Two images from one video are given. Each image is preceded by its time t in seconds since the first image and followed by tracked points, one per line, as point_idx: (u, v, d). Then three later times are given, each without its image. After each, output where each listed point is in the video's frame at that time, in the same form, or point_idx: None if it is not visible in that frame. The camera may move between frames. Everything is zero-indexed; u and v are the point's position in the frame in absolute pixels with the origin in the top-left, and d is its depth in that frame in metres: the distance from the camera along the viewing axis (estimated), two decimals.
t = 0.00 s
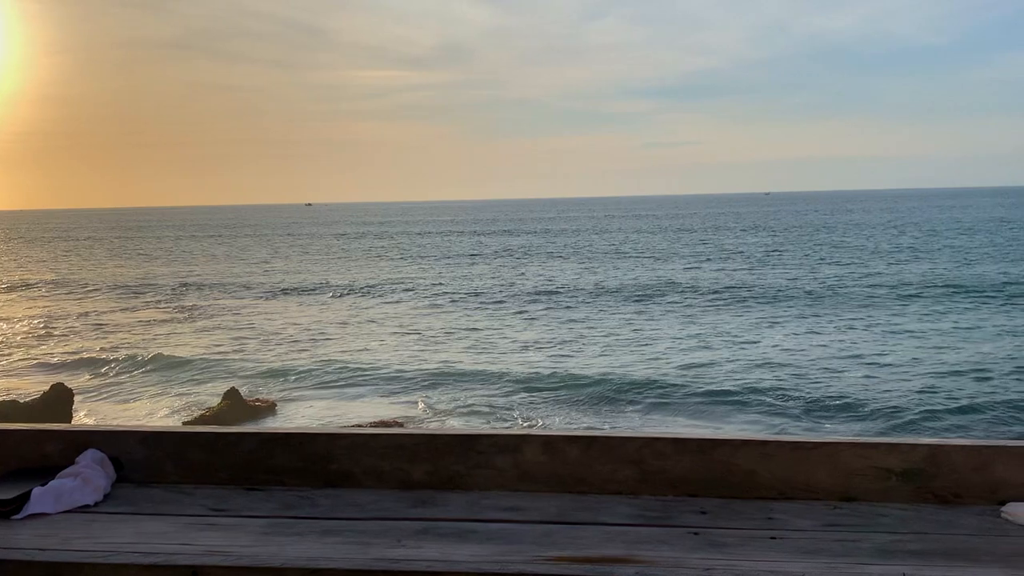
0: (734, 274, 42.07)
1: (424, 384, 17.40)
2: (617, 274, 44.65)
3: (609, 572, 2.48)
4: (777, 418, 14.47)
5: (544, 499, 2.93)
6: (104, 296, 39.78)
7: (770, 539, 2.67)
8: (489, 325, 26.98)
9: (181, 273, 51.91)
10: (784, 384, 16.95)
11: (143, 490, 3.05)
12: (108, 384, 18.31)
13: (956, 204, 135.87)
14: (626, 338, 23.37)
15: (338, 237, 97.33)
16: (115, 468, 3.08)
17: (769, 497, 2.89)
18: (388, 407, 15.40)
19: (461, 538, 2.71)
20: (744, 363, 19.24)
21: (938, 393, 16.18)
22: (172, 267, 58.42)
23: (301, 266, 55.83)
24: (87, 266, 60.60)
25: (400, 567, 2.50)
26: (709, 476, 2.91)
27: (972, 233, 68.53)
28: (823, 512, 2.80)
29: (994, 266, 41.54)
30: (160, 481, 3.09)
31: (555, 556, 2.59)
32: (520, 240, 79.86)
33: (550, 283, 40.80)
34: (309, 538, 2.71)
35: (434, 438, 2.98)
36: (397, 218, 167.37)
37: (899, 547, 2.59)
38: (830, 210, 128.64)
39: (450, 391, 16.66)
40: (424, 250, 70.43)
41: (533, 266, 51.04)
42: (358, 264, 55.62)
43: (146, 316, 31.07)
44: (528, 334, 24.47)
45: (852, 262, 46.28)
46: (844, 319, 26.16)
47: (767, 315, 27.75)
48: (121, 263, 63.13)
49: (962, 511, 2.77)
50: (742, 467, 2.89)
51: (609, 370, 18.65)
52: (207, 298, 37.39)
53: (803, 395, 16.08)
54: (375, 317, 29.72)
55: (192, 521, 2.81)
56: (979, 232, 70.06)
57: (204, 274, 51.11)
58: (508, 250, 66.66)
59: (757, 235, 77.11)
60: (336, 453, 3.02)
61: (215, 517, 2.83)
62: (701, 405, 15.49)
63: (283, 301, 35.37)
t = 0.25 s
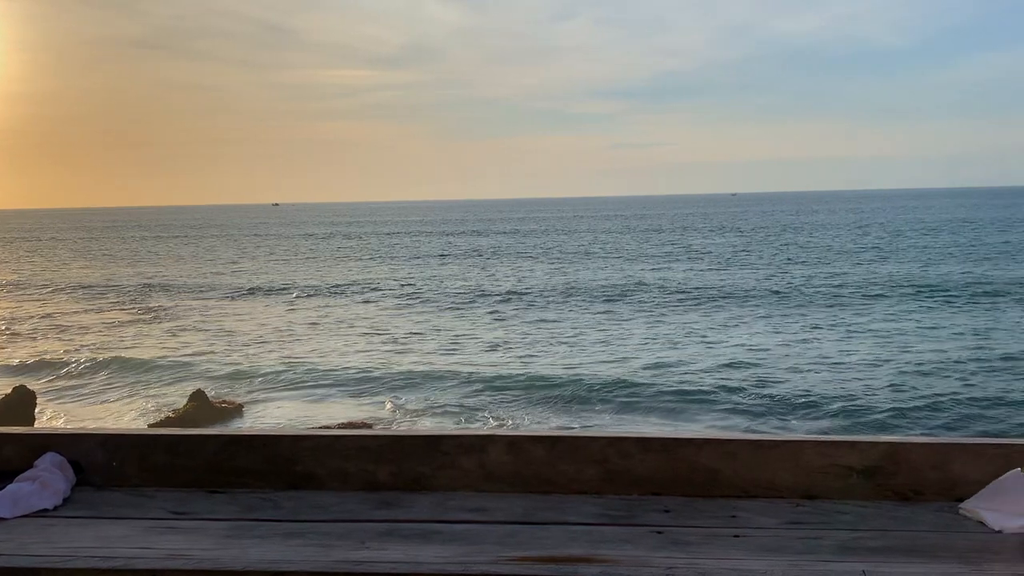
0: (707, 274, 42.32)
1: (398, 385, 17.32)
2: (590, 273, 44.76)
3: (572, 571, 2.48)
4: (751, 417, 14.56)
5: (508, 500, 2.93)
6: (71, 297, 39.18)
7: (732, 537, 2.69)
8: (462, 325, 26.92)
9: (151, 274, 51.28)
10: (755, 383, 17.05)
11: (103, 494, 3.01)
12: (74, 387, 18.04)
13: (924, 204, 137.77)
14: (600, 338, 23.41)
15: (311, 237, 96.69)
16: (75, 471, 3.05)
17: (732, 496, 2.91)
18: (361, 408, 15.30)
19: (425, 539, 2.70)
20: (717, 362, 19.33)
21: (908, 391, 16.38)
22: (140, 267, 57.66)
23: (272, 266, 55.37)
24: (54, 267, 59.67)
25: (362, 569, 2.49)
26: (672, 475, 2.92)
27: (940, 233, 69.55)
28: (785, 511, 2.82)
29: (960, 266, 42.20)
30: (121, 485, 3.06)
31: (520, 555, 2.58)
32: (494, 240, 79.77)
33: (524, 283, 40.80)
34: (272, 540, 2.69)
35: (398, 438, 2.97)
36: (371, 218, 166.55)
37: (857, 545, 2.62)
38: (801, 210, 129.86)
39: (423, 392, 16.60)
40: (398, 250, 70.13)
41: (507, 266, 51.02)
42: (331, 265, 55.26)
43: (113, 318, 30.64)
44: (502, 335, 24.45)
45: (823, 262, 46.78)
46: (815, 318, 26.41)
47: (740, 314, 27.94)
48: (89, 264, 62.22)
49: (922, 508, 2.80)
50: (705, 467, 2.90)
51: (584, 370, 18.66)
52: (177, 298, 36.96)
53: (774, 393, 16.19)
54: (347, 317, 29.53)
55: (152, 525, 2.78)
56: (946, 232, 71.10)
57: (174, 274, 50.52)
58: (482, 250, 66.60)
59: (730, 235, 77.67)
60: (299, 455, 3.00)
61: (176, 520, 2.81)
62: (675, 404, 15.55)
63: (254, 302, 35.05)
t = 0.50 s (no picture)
0: (684, 274, 42.54)
1: (374, 386, 17.25)
2: (568, 274, 44.84)
3: (540, 571, 2.48)
4: (729, 416, 14.66)
5: (477, 501, 2.93)
6: (42, 299, 38.65)
7: (700, 536, 2.70)
8: (439, 326, 26.87)
9: (123, 275, 50.70)
10: (731, 382, 17.15)
11: (68, 497, 2.98)
12: (43, 390, 17.80)
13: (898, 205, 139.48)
14: (579, 338, 23.44)
15: (288, 237, 96.13)
16: (39, 475, 3.02)
17: (699, 496, 2.92)
18: (338, 410, 15.21)
19: (394, 540, 2.69)
20: (693, 362, 19.42)
21: (883, 389, 16.57)
22: (112, 268, 56.95)
23: (248, 267, 54.93)
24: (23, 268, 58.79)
25: (330, 572, 2.48)
26: (641, 474, 2.93)
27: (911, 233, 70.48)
28: (753, 510, 2.83)
29: (932, 267, 42.80)
30: (86, 487, 3.03)
31: (486, 557, 2.58)
32: (472, 241, 79.73)
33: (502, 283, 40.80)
34: (239, 543, 2.68)
35: (367, 440, 2.96)
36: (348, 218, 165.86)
37: (822, 542, 2.64)
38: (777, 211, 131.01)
39: (401, 393, 16.54)
40: (375, 250, 69.85)
41: (485, 267, 51.01)
42: (307, 266, 54.93)
43: (84, 319, 30.26)
44: (480, 336, 24.44)
45: (798, 262, 47.22)
46: (791, 318, 26.63)
47: (717, 314, 28.11)
48: (60, 265, 61.41)
49: (886, 505, 2.83)
50: (673, 466, 2.92)
51: (563, 371, 18.68)
52: (151, 300, 36.58)
53: (749, 392, 16.29)
54: (323, 318, 29.37)
55: (118, 529, 2.75)
56: (918, 233, 72.02)
57: (147, 275, 49.96)
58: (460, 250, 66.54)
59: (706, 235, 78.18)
60: (268, 457, 2.99)
61: (142, 523, 2.79)
62: (654, 404, 15.61)
63: (229, 303, 34.75)
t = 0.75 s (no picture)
0: (659, 274, 42.70)
1: (348, 387, 17.14)
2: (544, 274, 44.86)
3: (503, 572, 2.48)
4: (704, 416, 14.72)
5: (441, 503, 2.93)
6: (7, 301, 37.98)
7: (661, 535, 2.71)
8: (414, 327, 26.78)
9: (91, 277, 49.97)
10: (704, 382, 17.24)
11: (26, 503, 2.94)
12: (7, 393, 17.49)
13: (871, 205, 141.12)
14: (554, 339, 23.45)
15: (262, 238, 95.44)
16: None
17: (663, 495, 2.94)
18: (310, 413, 15.12)
19: (356, 543, 2.68)
20: (667, 362, 19.52)
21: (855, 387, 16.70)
22: (77, 270, 56.09)
23: (221, 268, 54.45)
24: None
25: None
26: (605, 475, 2.94)
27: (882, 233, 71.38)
28: (715, 508, 2.85)
29: (902, 266, 43.33)
30: (45, 492, 2.99)
31: (449, 558, 2.58)
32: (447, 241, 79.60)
33: (478, 283, 40.75)
34: (200, 546, 2.65)
35: (329, 443, 2.95)
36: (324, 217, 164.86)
37: (784, 540, 2.65)
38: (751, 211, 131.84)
39: (375, 394, 16.46)
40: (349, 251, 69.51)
41: (460, 267, 50.93)
42: (280, 267, 54.54)
43: (51, 321, 29.84)
44: (455, 337, 24.37)
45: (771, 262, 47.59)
46: (764, 317, 26.81)
47: (691, 314, 28.25)
48: (24, 266, 60.37)
49: (846, 504, 2.86)
50: (637, 466, 2.93)
51: (539, 372, 18.65)
52: (121, 302, 36.17)
53: (722, 391, 16.40)
54: (296, 320, 29.17)
55: (76, 534, 2.72)
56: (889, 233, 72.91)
57: (115, 277, 49.28)
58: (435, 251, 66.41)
59: (681, 235, 78.62)
60: (229, 460, 2.97)
61: (101, 528, 2.75)
62: (629, 402, 15.64)
63: (198, 305, 34.37)
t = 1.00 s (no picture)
0: (638, 275, 42.84)
1: (325, 389, 17.04)
2: (523, 275, 44.86)
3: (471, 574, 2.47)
4: (680, 416, 14.76)
5: (410, 504, 2.92)
6: None
7: (630, 535, 2.71)
8: (392, 328, 26.69)
9: (59, 279, 49.22)
10: (679, 382, 17.31)
11: None
12: None
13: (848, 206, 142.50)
14: (533, 341, 23.45)
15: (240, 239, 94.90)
16: None
17: (632, 496, 2.94)
18: (284, 415, 15.01)
19: (324, 545, 2.66)
20: (641, 362, 19.59)
21: (830, 386, 16.84)
22: (44, 271, 55.21)
23: (198, 269, 54.05)
24: None
25: None
26: (574, 475, 2.94)
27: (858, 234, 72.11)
28: (683, 508, 2.86)
29: (877, 267, 43.80)
30: (10, 497, 2.96)
31: (418, 560, 2.57)
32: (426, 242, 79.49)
33: (456, 284, 40.70)
34: (167, 550, 2.62)
35: (298, 445, 2.94)
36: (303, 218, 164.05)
37: (752, 539, 2.66)
38: (730, 212, 132.62)
39: (351, 396, 16.39)
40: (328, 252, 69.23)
41: (439, 268, 50.85)
42: (254, 268, 54.09)
43: (17, 325, 29.32)
44: (434, 338, 24.31)
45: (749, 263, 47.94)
46: (742, 318, 26.96)
47: (670, 315, 28.36)
48: None
49: (813, 503, 2.87)
50: (606, 466, 2.93)
51: (518, 373, 18.63)
52: (95, 304, 35.82)
53: (697, 391, 16.47)
54: (273, 321, 28.99)
55: (40, 539, 2.68)
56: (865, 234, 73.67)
57: (84, 279, 48.59)
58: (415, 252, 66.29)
59: (660, 236, 78.99)
60: (197, 463, 2.95)
61: (65, 533, 2.72)
62: (607, 403, 15.66)
63: (168, 307, 33.96)
